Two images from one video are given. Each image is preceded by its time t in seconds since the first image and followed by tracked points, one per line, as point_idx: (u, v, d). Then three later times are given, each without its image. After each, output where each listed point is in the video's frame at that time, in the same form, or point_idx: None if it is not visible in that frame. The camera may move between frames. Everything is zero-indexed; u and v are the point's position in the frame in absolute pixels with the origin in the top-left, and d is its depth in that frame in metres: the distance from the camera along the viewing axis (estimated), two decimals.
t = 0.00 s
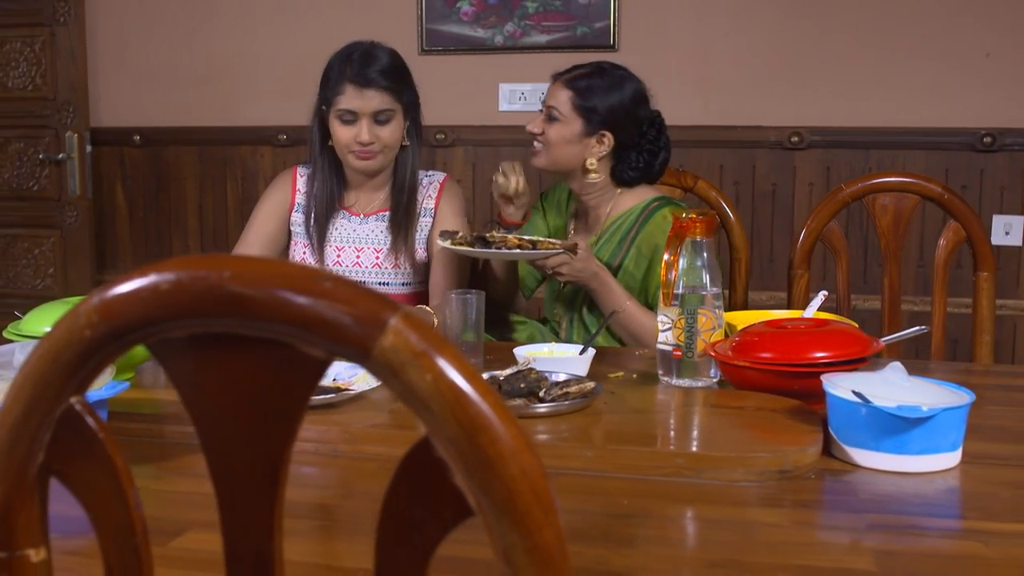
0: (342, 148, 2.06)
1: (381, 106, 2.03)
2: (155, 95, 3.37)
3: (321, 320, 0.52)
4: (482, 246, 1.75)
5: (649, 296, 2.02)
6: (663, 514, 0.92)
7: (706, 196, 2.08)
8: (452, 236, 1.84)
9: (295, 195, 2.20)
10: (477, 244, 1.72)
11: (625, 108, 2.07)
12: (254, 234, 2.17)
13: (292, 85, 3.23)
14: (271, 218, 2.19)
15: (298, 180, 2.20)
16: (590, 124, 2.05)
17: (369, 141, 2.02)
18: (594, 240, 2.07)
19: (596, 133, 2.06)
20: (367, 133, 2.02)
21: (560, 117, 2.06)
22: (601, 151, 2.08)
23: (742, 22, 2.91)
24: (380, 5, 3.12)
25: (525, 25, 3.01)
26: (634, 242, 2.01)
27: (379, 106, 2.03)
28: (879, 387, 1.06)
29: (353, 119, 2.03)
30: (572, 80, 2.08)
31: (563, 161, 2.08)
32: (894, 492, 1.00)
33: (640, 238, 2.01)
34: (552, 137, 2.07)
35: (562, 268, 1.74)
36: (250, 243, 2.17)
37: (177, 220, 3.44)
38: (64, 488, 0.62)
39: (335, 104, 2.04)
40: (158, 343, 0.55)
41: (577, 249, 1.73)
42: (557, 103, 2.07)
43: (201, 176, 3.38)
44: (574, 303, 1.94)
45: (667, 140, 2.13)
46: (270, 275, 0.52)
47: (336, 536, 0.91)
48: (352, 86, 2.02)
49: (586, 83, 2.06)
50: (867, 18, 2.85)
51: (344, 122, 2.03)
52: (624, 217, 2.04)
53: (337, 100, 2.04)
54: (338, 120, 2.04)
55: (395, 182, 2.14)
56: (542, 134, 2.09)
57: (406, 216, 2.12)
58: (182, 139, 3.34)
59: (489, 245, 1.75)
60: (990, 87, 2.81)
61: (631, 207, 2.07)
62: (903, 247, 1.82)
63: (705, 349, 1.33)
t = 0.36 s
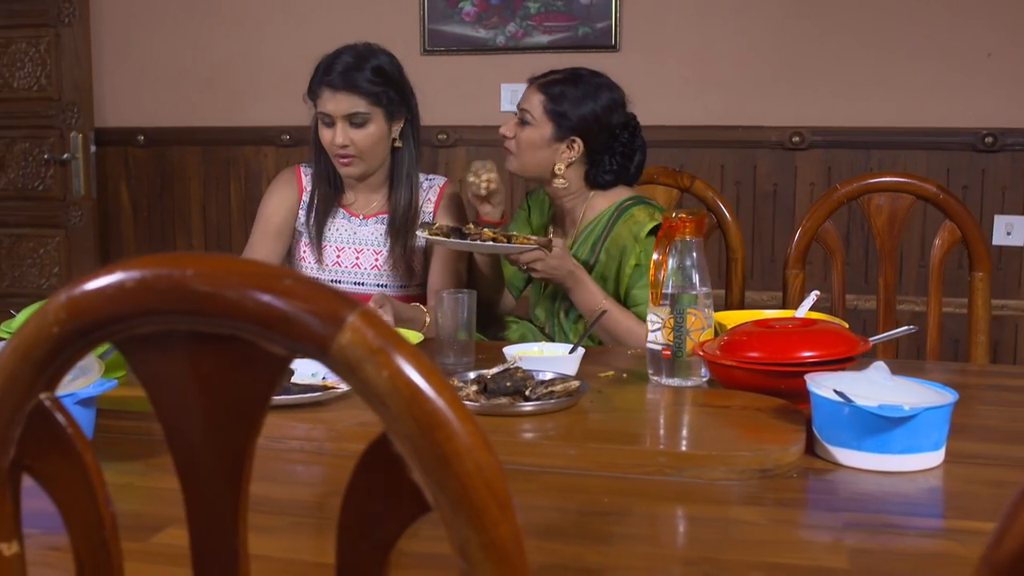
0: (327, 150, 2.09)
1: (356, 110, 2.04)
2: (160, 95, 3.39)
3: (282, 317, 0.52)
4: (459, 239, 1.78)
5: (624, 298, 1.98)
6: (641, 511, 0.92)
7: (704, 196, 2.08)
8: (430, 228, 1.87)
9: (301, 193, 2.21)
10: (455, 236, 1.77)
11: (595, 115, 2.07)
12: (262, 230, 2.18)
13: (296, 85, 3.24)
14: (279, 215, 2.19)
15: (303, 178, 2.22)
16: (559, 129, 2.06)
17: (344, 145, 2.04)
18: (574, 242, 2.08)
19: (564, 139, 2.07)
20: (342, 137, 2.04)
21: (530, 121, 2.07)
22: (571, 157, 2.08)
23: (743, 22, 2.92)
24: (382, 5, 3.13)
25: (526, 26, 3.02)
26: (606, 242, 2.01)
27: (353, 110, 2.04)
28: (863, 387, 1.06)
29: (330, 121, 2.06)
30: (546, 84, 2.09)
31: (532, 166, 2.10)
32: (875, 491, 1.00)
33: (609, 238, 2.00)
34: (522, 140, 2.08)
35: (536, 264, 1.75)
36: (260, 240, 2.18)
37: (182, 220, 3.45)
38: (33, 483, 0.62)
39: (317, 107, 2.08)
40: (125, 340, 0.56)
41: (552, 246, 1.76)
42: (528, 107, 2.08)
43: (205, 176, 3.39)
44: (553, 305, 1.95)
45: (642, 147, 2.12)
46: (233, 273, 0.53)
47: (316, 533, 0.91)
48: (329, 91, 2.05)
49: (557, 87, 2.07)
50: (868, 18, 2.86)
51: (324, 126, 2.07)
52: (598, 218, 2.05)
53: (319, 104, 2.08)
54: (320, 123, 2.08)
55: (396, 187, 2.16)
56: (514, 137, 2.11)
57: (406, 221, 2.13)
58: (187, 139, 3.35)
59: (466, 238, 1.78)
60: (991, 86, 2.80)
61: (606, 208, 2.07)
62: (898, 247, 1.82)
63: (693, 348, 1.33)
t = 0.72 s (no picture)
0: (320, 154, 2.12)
1: (349, 117, 2.06)
2: (163, 95, 3.40)
3: (239, 313, 0.53)
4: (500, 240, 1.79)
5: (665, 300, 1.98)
6: (617, 508, 0.93)
7: (698, 196, 2.11)
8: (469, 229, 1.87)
9: (289, 194, 2.23)
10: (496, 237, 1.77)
11: (639, 91, 2.05)
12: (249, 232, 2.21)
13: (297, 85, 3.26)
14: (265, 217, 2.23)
15: (292, 179, 2.24)
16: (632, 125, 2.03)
17: (338, 151, 2.07)
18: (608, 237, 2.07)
19: (634, 129, 2.05)
20: (336, 145, 2.07)
21: (604, 136, 2.00)
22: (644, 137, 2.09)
23: (743, 23, 2.92)
24: (383, 5, 3.14)
25: (527, 26, 3.03)
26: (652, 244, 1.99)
27: (346, 117, 2.06)
28: (843, 386, 1.06)
29: (325, 129, 2.08)
30: (587, 94, 2.01)
31: (620, 172, 2.05)
32: (853, 488, 1.00)
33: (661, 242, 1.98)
34: (604, 157, 2.01)
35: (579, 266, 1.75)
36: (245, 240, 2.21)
37: (185, 220, 3.47)
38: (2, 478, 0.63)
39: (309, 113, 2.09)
40: (87, 337, 0.57)
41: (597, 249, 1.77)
42: (589, 126, 2.00)
43: (207, 176, 3.41)
44: (581, 303, 1.96)
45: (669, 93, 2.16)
46: (191, 271, 0.54)
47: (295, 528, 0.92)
48: (321, 98, 2.06)
49: (607, 93, 2.00)
50: (868, 18, 2.86)
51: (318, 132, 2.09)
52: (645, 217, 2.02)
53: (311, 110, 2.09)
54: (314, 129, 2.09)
55: (385, 187, 2.17)
56: (590, 160, 2.02)
57: (394, 222, 2.14)
58: (189, 139, 3.37)
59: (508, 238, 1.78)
60: (992, 87, 2.80)
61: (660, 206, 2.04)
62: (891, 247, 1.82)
63: (680, 347, 1.34)
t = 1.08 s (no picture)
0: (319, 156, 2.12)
1: (354, 120, 2.08)
2: (167, 96, 3.42)
3: (199, 311, 0.54)
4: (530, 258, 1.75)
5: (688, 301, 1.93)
6: (595, 506, 0.94)
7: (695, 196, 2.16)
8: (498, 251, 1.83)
9: (284, 194, 2.25)
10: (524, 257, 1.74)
11: (659, 97, 2.05)
12: (242, 230, 2.23)
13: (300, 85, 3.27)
14: (258, 214, 2.24)
15: (287, 179, 2.25)
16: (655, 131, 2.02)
17: (343, 153, 2.08)
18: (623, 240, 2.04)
19: (656, 136, 2.04)
20: (339, 147, 2.08)
21: (630, 139, 1.98)
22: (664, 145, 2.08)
23: (744, 23, 2.93)
24: (386, 6, 3.16)
25: (529, 27, 3.04)
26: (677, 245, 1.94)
27: (350, 120, 2.07)
28: (823, 385, 1.07)
29: (328, 131, 2.08)
30: (617, 96, 1.99)
31: (641, 179, 2.03)
32: (833, 487, 1.01)
33: (689, 243, 1.92)
34: (629, 162, 1.99)
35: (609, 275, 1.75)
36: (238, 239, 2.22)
37: (189, 219, 3.49)
38: None
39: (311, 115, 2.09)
40: (53, 333, 0.58)
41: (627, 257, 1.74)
42: (617, 128, 1.98)
43: (212, 176, 3.43)
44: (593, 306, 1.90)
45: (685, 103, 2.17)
46: (152, 270, 0.55)
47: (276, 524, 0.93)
48: (327, 101, 2.07)
49: (635, 97, 1.99)
50: (869, 18, 2.86)
51: (320, 133, 2.09)
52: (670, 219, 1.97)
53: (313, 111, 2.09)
54: (316, 131, 2.09)
55: (381, 187, 2.19)
56: (614, 163, 1.99)
57: (390, 221, 2.16)
58: (193, 139, 3.39)
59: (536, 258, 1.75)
60: (994, 87, 2.81)
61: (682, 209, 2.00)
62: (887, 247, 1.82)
63: (668, 345, 1.34)
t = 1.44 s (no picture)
0: (334, 157, 2.11)
1: (376, 121, 2.09)
2: (172, 96, 3.44)
3: (159, 309, 0.55)
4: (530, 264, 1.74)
5: (683, 303, 1.93)
6: (572, 503, 0.95)
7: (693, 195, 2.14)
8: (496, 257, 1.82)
9: (283, 193, 2.25)
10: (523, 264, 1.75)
11: (648, 98, 2.05)
12: (241, 232, 2.22)
13: (303, 85, 3.29)
14: (256, 214, 2.24)
15: (287, 178, 2.26)
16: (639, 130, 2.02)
17: (362, 155, 2.09)
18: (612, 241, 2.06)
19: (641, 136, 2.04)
20: (360, 147, 2.09)
21: (611, 135, 1.99)
22: (651, 149, 2.07)
23: (744, 23, 2.94)
24: (388, 6, 3.17)
25: (530, 27, 3.05)
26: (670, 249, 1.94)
27: (373, 121, 2.09)
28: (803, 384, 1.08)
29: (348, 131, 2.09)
30: (601, 92, 2.00)
31: (624, 177, 2.03)
32: (812, 485, 1.01)
33: (682, 248, 1.91)
34: (611, 159, 2.00)
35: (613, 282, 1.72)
36: (236, 240, 2.22)
37: (193, 218, 3.50)
38: None
39: (330, 115, 2.09)
40: (20, 330, 0.59)
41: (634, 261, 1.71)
42: (596, 123, 1.99)
43: (215, 176, 3.44)
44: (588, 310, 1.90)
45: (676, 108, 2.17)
46: (114, 268, 0.55)
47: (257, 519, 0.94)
48: (349, 100, 2.08)
49: (620, 94, 2.00)
50: (870, 19, 2.87)
51: (338, 134, 2.09)
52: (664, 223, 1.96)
53: (332, 112, 2.09)
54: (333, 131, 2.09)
55: (380, 188, 2.19)
56: (594, 159, 1.99)
57: (388, 222, 2.17)
58: (197, 140, 3.41)
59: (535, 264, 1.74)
60: (994, 87, 2.81)
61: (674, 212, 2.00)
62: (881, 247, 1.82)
63: (655, 344, 1.35)
